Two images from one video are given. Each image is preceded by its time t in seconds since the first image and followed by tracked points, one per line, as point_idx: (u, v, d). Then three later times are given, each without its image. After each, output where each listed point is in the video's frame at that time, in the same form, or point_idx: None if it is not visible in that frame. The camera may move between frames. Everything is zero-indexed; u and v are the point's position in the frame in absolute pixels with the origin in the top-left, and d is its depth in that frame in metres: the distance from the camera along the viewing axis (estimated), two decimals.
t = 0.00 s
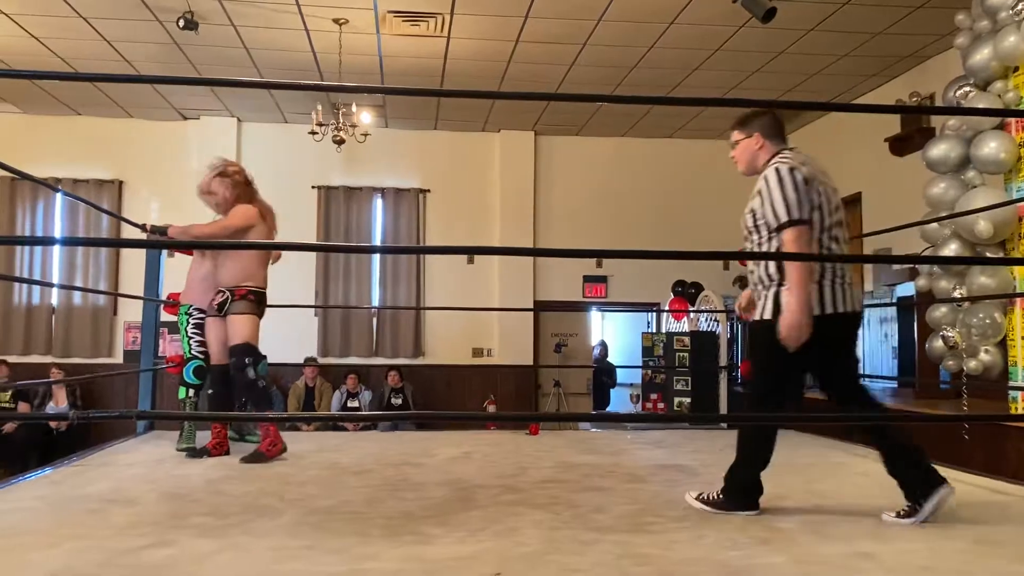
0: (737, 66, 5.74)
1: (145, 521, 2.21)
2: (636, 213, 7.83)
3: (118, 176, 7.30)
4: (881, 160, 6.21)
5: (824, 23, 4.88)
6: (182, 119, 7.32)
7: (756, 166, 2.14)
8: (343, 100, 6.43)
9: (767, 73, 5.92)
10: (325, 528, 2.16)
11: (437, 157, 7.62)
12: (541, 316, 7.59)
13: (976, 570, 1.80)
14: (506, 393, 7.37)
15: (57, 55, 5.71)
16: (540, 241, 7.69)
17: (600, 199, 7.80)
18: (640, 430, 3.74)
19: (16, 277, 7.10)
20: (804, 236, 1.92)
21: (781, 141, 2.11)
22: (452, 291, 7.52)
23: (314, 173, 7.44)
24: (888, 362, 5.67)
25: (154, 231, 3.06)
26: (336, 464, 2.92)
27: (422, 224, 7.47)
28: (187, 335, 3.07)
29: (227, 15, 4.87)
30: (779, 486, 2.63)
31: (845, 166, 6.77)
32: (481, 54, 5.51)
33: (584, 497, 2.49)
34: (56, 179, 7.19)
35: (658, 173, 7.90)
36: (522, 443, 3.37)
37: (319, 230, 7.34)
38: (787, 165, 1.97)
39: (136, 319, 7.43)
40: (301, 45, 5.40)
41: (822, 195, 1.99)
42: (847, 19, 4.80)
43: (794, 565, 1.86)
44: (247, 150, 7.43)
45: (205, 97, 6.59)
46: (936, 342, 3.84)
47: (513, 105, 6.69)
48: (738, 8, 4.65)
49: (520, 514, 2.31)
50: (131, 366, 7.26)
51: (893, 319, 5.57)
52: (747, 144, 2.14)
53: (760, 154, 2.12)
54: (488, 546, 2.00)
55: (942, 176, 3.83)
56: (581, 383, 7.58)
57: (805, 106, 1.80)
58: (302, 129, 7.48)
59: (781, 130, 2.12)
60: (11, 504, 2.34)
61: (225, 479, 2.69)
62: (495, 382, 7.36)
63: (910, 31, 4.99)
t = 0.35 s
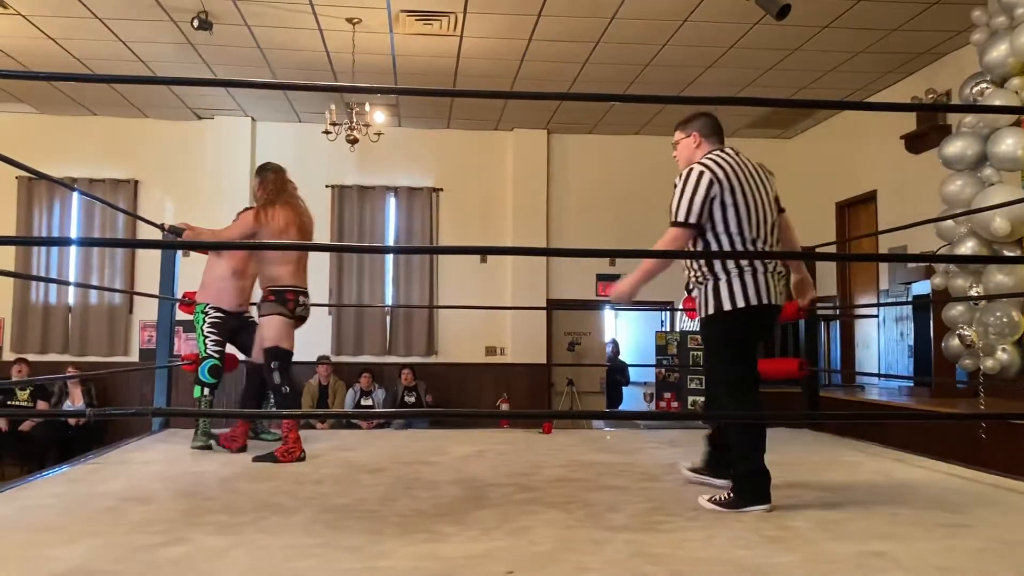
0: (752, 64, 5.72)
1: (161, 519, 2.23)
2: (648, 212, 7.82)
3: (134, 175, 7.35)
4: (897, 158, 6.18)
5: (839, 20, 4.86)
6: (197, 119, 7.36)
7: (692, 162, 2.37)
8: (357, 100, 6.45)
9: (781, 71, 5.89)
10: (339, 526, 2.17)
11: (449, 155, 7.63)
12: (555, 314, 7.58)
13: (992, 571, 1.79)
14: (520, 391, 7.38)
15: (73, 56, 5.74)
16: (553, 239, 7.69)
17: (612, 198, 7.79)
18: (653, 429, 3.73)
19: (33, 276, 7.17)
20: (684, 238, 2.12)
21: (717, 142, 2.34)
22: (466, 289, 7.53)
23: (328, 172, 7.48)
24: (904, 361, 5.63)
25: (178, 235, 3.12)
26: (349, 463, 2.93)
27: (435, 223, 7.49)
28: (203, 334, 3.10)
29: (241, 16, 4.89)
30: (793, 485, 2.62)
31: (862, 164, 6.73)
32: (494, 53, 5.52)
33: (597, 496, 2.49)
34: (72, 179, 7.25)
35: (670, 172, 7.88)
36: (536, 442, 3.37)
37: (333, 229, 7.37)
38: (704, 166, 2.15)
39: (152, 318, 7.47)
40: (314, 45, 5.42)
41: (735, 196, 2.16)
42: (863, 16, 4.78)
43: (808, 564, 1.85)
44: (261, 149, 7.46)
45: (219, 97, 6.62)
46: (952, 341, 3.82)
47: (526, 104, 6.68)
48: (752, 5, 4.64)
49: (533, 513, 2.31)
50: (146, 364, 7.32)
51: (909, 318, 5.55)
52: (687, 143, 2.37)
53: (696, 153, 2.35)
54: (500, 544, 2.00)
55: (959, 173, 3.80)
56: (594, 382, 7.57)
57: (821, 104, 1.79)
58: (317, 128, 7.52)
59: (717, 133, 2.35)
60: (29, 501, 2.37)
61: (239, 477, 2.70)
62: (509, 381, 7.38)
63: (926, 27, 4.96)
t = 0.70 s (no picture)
0: (765, 62, 5.69)
1: (175, 517, 2.24)
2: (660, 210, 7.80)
3: (148, 175, 7.40)
4: (912, 155, 6.14)
5: (854, 18, 4.83)
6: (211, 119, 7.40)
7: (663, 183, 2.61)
8: (370, 99, 6.46)
9: (795, 68, 5.86)
10: (352, 525, 2.18)
11: (462, 154, 7.64)
12: (567, 313, 7.57)
13: (1008, 572, 1.77)
14: (533, 390, 7.38)
15: (87, 56, 5.78)
16: (565, 238, 7.69)
17: (624, 197, 7.78)
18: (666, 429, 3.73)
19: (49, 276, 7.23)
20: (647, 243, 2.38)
21: (686, 167, 2.60)
22: (478, 288, 7.54)
23: (342, 172, 7.50)
24: (920, 361, 5.59)
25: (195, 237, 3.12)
26: (363, 462, 2.93)
27: (448, 222, 7.49)
28: (216, 333, 3.14)
29: (255, 16, 4.91)
30: (807, 485, 2.61)
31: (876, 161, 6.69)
32: (506, 52, 5.52)
33: (609, 496, 2.49)
34: (87, 179, 7.31)
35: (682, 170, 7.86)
36: (549, 442, 3.37)
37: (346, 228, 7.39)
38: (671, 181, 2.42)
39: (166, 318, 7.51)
40: (327, 45, 5.43)
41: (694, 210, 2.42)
42: (878, 13, 4.75)
43: (822, 564, 1.85)
44: (275, 149, 7.49)
45: (233, 97, 6.66)
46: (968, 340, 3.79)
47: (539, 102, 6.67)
48: (766, 3, 4.62)
49: (546, 513, 2.30)
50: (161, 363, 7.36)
51: (925, 317, 5.51)
52: (660, 165, 2.62)
53: (667, 174, 2.60)
54: (513, 544, 2.00)
55: (975, 171, 3.77)
56: (607, 381, 7.55)
57: (834, 103, 1.79)
58: (330, 128, 7.55)
59: (687, 159, 2.61)
60: (45, 499, 2.39)
61: (253, 476, 2.71)
62: (521, 380, 7.38)
63: (942, 24, 4.93)
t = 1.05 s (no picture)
0: (779, 60, 5.68)
1: (190, 515, 2.26)
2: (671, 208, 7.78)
3: (161, 175, 7.43)
4: (927, 153, 6.10)
5: (869, 15, 4.80)
6: (224, 119, 7.43)
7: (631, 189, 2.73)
8: (382, 99, 6.48)
9: (809, 65, 5.83)
10: (365, 523, 2.18)
11: (473, 154, 7.64)
12: (580, 313, 7.57)
13: None
14: (545, 390, 7.38)
15: (102, 57, 5.82)
16: (577, 237, 7.68)
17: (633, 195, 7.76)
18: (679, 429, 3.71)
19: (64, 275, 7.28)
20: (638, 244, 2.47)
21: (653, 173, 2.70)
22: (490, 287, 7.54)
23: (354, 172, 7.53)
24: (935, 359, 5.56)
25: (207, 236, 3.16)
26: (375, 461, 2.94)
27: (460, 221, 7.49)
28: (229, 333, 3.15)
29: (267, 16, 4.92)
30: (821, 485, 2.60)
31: (891, 158, 6.65)
32: (518, 51, 5.52)
33: (622, 495, 2.49)
34: (102, 179, 7.36)
35: (694, 169, 7.83)
36: (562, 441, 3.36)
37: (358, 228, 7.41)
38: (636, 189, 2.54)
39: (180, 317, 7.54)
40: (339, 45, 5.44)
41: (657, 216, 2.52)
42: (893, 10, 4.73)
43: (838, 564, 1.84)
44: (287, 149, 7.51)
45: (246, 97, 6.68)
46: (984, 339, 3.77)
47: (551, 101, 6.66)
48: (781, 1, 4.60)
49: (559, 512, 2.30)
50: (175, 362, 7.40)
51: (940, 316, 5.47)
52: (629, 174, 2.74)
53: (634, 181, 2.72)
54: (527, 543, 2.00)
55: (991, 169, 3.75)
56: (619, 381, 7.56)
57: (851, 99, 1.76)
58: (342, 127, 7.56)
59: (655, 167, 2.71)
60: (61, 497, 2.40)
61: (267, 475, 2.72)
62: (534, 380, 7.37)
63: (957, 21, 4.89)
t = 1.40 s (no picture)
0: (793, 58, 5.66)
1: (203, 514, 2.27)
2: (682, 207, 7.75)
3: (175, 176, 7.48)
4: (942, 151, 6.07)
5: (883, 12, 4.77)
6: (237, 120, 7.46)
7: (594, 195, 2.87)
8: (394, 99, 6.49)
9: (822, 63, 5.80)
10: (377, 522, 2.19)
11: (484, 153, 7.65)
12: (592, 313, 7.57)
13: None
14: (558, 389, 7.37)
15: (117, 59, 5.86)
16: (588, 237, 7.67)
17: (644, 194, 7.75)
18: (692, 428, 3.70)
19: (79, 275, 7.34)
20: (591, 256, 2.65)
21: (613, 181, 2.84)
22: (502, 287, 7.55)
23: (366, 172, 7.55)
24: (950, 358, 5.53)
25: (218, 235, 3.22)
26: (387, 460, 2.94)
27: (471, 220, 7.50)
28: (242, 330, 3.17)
29: (280, 17, 4.94)
30: (834, 485, 2.59)
31: (905, 156, 6.61)
32: (529, 50, 5.53)
33: (634, 495, 2.48)
34: (116, 180, 7.41)
35: (704, 168, 7.81)
36: (573, 441, 3.36)
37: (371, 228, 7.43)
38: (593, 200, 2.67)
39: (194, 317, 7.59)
40: (352, 45, 5.46)
41: (612, 227, 2.67)
42: (907, 8, 4.70)
43: (852, 564, 1.83)
44: (300, 149, 7.54)
45: (258, 97, 6.71)
46: (1000, 338, 3.74)
47: (563, 100, 6.66)
48: None
49: (571, 511, 2.30)
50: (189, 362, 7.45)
51: (956, 315, 5.44)
52: (591, 179, 2.87)
53: (595, 188, 2.85)
54: (538, 542, 2.00)
55: (1006, 167, 3.72)
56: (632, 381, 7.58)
57: (868, 96, 1.75)
58: (354, 127, 7.58)
59: (615, 174, 2.84)
60: (76, 496, 2.42)
61: (280, 474, 2.73)
62: (546, 380, 7.37)
63: (972, 18, 4.86)
